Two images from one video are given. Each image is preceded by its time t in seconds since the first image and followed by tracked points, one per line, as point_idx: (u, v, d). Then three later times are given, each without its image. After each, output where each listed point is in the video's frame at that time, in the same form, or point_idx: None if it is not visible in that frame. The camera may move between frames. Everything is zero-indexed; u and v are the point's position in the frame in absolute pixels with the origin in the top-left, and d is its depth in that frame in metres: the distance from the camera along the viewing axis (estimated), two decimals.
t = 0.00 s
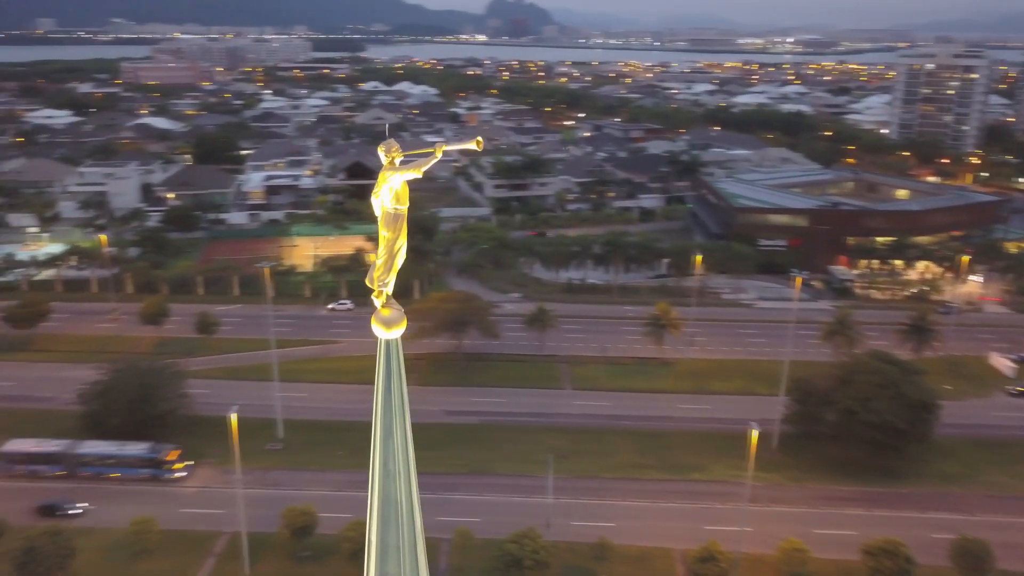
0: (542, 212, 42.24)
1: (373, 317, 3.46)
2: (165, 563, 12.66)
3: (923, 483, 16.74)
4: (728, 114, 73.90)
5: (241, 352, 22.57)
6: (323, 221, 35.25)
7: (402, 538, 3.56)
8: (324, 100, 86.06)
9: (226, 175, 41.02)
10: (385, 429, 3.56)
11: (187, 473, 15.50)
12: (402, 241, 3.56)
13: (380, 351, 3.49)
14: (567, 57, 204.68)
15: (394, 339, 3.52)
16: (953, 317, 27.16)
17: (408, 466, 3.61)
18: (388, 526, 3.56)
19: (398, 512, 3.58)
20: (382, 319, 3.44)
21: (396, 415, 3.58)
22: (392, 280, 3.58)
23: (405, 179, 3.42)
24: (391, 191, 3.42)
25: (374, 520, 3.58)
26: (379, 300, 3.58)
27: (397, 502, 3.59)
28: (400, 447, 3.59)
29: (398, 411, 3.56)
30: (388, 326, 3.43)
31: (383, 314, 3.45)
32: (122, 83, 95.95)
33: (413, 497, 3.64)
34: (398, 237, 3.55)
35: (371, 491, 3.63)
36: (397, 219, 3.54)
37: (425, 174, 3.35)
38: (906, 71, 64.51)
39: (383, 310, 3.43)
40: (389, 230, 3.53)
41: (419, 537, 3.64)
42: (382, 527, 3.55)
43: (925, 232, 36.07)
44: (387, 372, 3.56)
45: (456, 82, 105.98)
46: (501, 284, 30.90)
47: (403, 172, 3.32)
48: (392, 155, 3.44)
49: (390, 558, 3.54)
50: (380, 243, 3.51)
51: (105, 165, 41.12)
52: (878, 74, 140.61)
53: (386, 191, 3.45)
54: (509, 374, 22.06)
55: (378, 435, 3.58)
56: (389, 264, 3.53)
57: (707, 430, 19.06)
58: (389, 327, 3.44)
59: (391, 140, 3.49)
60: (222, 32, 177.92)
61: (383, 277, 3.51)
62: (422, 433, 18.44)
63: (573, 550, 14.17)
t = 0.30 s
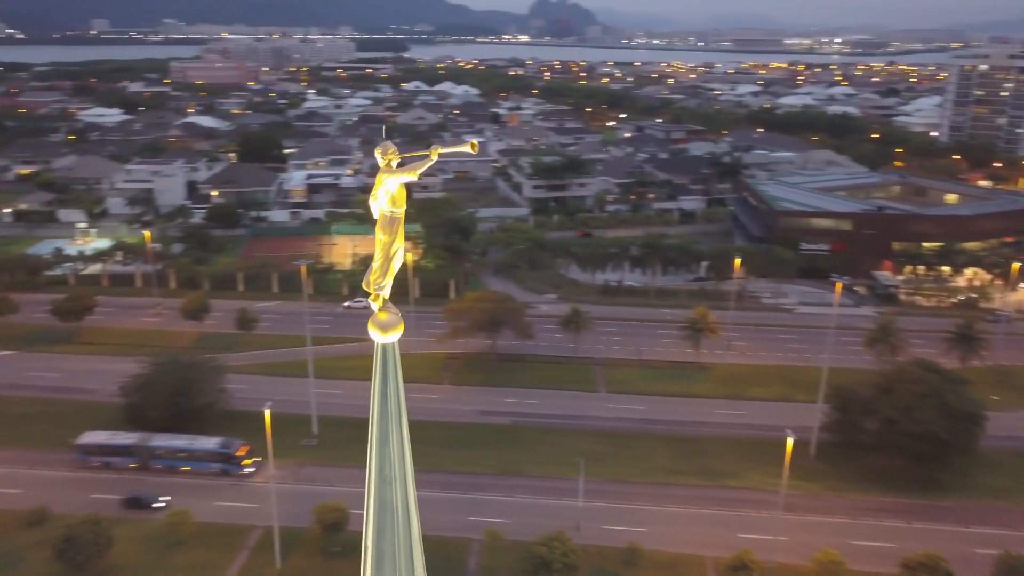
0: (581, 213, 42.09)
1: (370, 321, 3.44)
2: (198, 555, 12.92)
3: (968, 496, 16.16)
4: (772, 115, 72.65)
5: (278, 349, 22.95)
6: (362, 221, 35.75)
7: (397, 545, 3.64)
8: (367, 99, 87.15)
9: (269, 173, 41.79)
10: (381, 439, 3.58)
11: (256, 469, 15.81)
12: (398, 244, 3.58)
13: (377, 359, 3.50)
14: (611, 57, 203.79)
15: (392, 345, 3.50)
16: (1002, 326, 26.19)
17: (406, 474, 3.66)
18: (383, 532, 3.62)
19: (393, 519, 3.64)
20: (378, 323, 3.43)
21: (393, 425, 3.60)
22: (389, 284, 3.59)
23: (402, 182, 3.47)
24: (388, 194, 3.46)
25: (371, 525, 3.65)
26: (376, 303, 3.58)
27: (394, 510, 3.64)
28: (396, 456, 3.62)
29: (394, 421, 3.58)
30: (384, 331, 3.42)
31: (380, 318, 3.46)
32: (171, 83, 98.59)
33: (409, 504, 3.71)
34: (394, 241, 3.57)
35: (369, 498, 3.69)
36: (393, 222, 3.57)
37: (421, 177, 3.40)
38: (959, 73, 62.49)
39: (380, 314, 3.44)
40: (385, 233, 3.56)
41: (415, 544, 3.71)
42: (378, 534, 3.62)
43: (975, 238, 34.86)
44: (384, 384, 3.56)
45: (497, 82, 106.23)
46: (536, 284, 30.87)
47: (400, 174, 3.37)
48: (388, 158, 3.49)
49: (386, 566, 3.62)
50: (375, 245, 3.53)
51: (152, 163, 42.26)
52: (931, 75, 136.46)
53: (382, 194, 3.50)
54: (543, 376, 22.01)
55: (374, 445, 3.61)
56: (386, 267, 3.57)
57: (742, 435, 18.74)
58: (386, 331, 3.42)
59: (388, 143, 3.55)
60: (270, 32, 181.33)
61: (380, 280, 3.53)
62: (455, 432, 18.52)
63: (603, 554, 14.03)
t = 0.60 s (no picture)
0: (619, 214, 41.79)
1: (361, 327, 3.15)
2: (231, 548, 13.19)
3: (1014, 511, 15.57)
4: (818, 117, 71.03)
5: (314, 346, 23.32)
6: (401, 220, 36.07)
7: (390, 554, 3.40)
8: (409, 100, 87.96)
9: (310, 172, 42.47)
10: (373, 439, 3.32)
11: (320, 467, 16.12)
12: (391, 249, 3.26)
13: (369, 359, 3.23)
14: (653, 58, 201.85)
15: (384, 347, 3.24)
16: None
17: (400, 478, 3.41)
18: (374, 537, 3.38)
19: (385, 526, 3.39)
20: (370, 327, 3.20)
21: (387, 426, 3.34)
22: (382, 288, 3.33)
23: (395, 183, 3.18)
24: (380, 196, 3.16)
25: (363, 530, 3.41)
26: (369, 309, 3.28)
27: (386, 516, 3.39)
28: (390, 459, 3.37)
29: (386, 421, 3.31)
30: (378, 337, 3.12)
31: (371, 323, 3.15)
32: (219, 82, 101.08)
33: (404, 509, 3.47)
34: (387, 244, 3.26)
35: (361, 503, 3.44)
36: (385, 226, 3.25)
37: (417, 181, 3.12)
38: (1016, 74, 60.19)
39: (372, 318, 3.20)
40: (377, 236, 3.23)
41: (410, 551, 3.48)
42: (369, 542, 3.37)
43: None
44: (376, 383, 3.31)
45: (538, 83, 106.36)
46: (572, 286, 30.75)
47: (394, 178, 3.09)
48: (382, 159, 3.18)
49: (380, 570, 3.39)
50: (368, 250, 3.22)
51: (197, 161, 43.31)
52: (986, 76, 131.84)
53: (374, 197, 3.20)
54: (577, 379, 21.88)
55: (366, 447, 3.35)
56: (378, 272, 3.27)
57: (778, 443, 18.36)
58: (379, 336, 3.20)
59: (381, 142, 3.23)
60: (315, 32, 184.39)
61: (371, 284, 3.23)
62: (487, 433, 18.54)
63: (633, 559, 13.91)
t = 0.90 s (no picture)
0: (659, 216, 41.37)
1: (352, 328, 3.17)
2: (263, 542, 13.44)
3: None
4: (866, 119, 69.29)
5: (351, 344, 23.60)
6: (439, 220, 36.30)
7: (381, 557, 3.39)
8: (450, 100, 88.55)
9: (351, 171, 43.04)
10: (363, 443, 3.32)
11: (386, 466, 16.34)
12: (380, 249, 3.28)
13: (359, 362, 3.21)
14: (696, 58, 199.63)
15: (374, 351, 3.21)
16: None
17: (389, 481, 3.41)
18: (364, 541, 3.37)
19: (374, 529, 3.38)
20: (359, 330, 3.14)
21: (377, 427, 3.33)
22: (372, 289, 3.32)
23: (383, 185, 3.20)
24: (367, 198, 3.17)
25: (353, 534, 3.41)
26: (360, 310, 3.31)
27: (376, 520, 3.39)
28: (380, 462, 3.36)
29: (376, 425, 3.31)
30: (365, 338, 3.13)
31: (363, 325, 3.17)
32: (264, 82, 103.17)
33: (393, 511, 3.45)
34: (375, 245, 3.28)
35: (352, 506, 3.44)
36: (375, 227, 3.26)
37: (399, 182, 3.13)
38: None
39: (363, 320, 3.15)
40: (366, 237, 3.26)
41: (399, 554, 3.46)
42: (359, 546, 3.36)
43: None
44: (366, 384, 3.29)
45: (578, 83, 105.89)
46: (608, 287, 30.56)
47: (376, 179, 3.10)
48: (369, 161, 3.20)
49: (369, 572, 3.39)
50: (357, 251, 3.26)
51: (241, 160, 44.21)
52: None
53: (361, 199, 3.23)
54: (612, 382, 21.71)
55: (356, 448, 3.34)
56: (368, 273, 3.30)
57: (815, 452, 17.92)
58: (368, 338, 3.13)
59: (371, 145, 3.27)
60: (360, 33, 186.83)
61: (360, 286, 3.23)
62: (518, 434, 18.52)
63: (663, 566, 13.74)
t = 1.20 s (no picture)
0: (699, 218, 40.82)
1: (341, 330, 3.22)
2: (294, 536, 13.66)
3: None
4: (917, 122, 67.26)
5: (386, 342, 23.86)
6: (477, 220, 36.44)
7: (369, 557, 3.39)
8: (491, 100, 88.88)
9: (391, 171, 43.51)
10: (350, 443, 3.33)
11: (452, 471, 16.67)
12: (368, 250, 3.32)
13: (346, 363, 3.24)
14: (741, 58, 196.43)
15: (362, 353, 3.24)
16: None
17: (376, 482, 3.41)
18: (351, 543, 3.37)
19: (362, 530, 3.38)
20: (348, 331, 3.18)
21: (365, 427, 3.35)
22: (360, 291, 3.36)
23: (371, 186, 3.20)
24: (354, 200, 3.19)
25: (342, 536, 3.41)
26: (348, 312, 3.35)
27: (363, 524, 3.39)
28: (368, 464, 3.38)
29: (363, 425, 3.33)
30: (353, 339, 3.18)
31: (351, 326, 3.22)
32: (309, 82, 104.90)
33: (380, 512, 3.44)
34: (363, 246, 3.32)
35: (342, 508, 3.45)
36: (362, 228, 3.30)
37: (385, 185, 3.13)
38: None
39: (351, 322, 3.20)
40: (353, 239, 3.30)
41: (387, 556, 3.45)
42: (346, 548, 3.37)
43: None
44: (354, 384, 3.31)
45: (620, 84, 105.11)
46: (645, 290, 30.29)
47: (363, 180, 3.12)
48: (358, 162, 3.22)
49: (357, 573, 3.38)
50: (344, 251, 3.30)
51: (284, 158, 45.04)
52: None
53: (350, 200, 3.25)
54: (646, 385, 21.48)
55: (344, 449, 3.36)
56: (357, 274, 3.35)
57: (853, 461, 17.46)
58: (356, 340, 3.18)
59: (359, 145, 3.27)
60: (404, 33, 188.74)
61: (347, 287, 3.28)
62: (550, 436, 18.46)
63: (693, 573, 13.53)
